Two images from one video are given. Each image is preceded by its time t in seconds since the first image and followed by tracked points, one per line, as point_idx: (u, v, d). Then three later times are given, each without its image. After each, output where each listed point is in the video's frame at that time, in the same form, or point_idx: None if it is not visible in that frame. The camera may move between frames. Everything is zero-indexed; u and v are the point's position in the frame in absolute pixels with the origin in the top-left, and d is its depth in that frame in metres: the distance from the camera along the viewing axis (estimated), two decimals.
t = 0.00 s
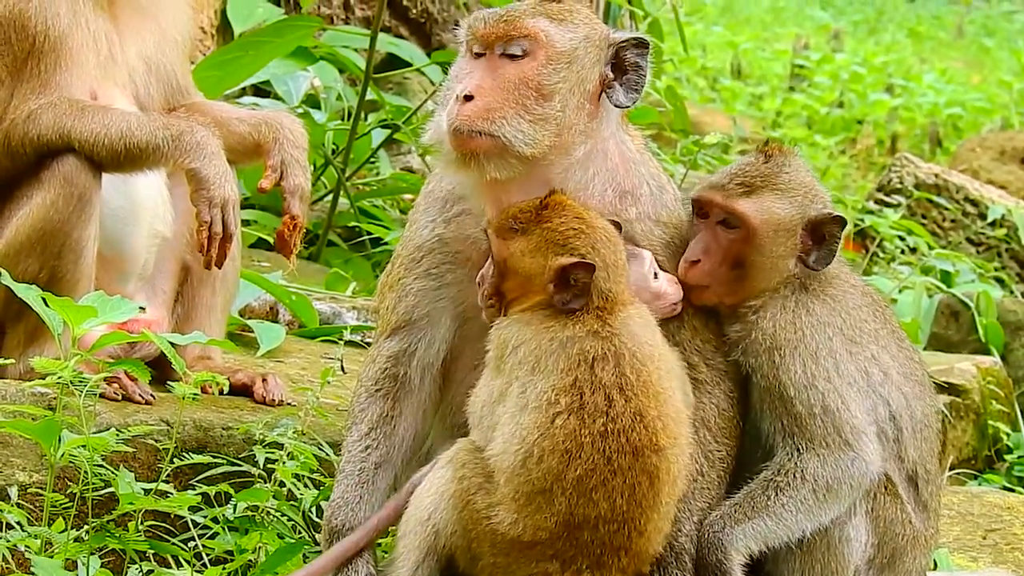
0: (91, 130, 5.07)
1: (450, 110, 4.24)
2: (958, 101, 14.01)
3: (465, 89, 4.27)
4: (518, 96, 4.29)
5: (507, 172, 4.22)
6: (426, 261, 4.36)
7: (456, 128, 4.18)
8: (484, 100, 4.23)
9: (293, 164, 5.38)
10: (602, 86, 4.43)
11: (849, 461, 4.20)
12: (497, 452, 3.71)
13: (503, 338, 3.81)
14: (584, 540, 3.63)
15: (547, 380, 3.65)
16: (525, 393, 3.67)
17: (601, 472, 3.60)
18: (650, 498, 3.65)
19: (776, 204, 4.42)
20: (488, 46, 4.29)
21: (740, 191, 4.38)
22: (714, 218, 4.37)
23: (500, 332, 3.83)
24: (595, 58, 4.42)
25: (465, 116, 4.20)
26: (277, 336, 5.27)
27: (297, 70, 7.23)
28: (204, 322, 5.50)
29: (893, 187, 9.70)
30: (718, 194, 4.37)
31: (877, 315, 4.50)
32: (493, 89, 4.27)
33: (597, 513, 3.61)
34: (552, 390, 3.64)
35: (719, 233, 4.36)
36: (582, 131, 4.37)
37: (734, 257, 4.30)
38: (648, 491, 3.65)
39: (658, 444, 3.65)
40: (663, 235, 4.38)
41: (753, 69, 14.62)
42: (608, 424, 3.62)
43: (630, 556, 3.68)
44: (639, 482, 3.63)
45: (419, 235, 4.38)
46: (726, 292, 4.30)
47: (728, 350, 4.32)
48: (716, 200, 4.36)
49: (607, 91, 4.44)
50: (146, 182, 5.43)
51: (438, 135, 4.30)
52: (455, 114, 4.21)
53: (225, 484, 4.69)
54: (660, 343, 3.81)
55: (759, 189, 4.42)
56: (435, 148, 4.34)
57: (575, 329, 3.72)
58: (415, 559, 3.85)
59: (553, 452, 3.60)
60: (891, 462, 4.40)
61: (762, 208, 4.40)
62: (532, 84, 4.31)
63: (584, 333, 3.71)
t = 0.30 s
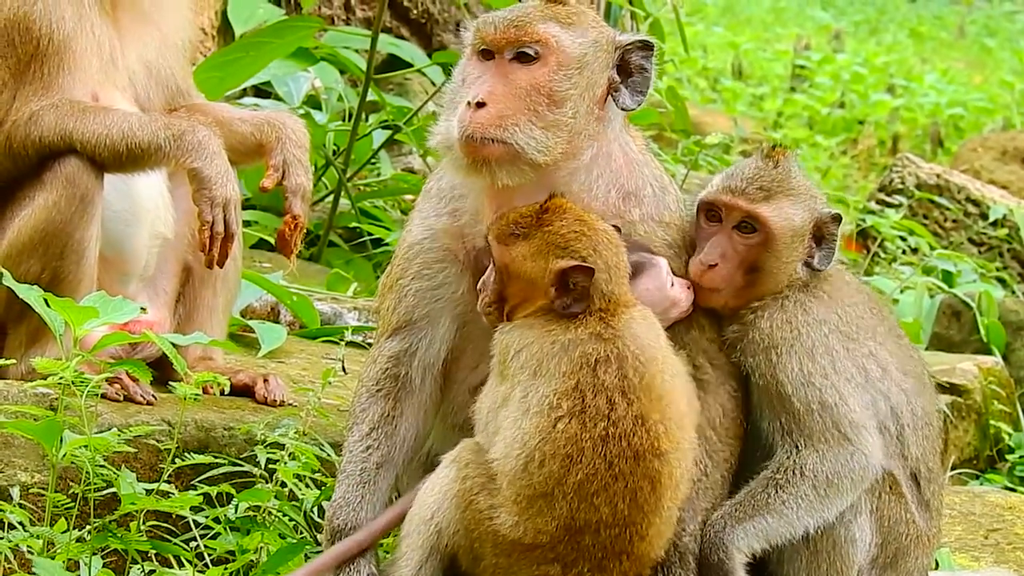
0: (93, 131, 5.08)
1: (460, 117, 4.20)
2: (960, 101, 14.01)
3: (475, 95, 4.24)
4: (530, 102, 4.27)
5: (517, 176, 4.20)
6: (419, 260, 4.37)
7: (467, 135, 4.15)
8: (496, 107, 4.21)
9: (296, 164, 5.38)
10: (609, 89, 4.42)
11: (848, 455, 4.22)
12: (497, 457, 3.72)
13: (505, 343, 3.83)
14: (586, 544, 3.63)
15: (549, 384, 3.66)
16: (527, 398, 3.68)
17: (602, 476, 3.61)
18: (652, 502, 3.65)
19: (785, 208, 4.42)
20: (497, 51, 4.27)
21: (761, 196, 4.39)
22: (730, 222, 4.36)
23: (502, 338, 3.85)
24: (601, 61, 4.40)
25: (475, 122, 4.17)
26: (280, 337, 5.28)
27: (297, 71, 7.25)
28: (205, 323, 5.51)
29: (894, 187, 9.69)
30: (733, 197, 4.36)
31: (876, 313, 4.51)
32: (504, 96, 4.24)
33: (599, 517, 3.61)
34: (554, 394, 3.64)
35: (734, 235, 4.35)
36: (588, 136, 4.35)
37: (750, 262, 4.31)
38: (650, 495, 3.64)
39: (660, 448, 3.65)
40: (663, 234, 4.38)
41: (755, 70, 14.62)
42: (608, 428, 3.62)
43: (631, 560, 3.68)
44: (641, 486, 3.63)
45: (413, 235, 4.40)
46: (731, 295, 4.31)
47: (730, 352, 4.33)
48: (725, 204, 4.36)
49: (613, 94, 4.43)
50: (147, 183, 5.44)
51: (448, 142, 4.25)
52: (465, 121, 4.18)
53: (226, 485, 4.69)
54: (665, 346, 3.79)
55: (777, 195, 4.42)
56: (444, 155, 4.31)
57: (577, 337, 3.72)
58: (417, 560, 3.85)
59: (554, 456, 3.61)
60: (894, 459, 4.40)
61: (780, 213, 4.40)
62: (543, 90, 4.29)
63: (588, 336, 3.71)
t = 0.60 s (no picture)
0: (100, 127, 5.08)
1: (473, 117, 4.16)
2: (966, 96, 13.98)
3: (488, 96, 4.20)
4: (543, 104, 4.25)
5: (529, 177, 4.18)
6: (424, 258, 4.37)
7: (481, 136, 4.10)
8: (509, 108, 4.19)
9: (303, 159, 5.37)
10: (619, 87, 4.44)
11: (855, 451, 4.22)
12: (504, 451, 3.71)
13: (514, 339, 3.82)
14: (593, 541, 3.62)
15: (558, 377, 3.66)
16: (535, 391, 3.67)
17: (610, 472, 3.60)
18: (659, 499, 3.65)
19: (796, 209, 4.42)
20: (509, 50, 4.24)
21: (770, 199, 4.39)
22: (741, 224, 4.36)
23: (512, 334, 3.84)
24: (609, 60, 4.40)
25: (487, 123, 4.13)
26: (286, 333, 5.27)
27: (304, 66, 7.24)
28: (211, 318, 5.51)
29: (901, 182, 9.68)
30: (743, 199, 4.36)
31: (884, 308, 4.52)
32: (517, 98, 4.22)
33: (606, 513, 3.61)
34: (562, 388, 3.64)
35: (744, 238, 4.34)
36: (597, 134, 4.34)
37: (758, 263, 4.32)
38: (657, 492, 3.64)
39: (667, 445, 3.64)
40: (671, 230, 4.37)
41: (760, 65, 14.61)
42: (617, 422, 3.61)
43: (638, 556, 3.68)
44: (647, 483, 3.62)
45: (420, 232, 4.39)
46: (741, 295, 4.32)
47: (738, 346, 4.33)
48: (736, 205, 4.35)
49: (622, 92, 4.44)
50: (151, 180, 5.43)
51: (458, 142, 4.21)
52: (477, 122, 4.14)
53: (233, 481, 4.70)
54: (672, 341, 3.79)
55: (786, 198, 4.42)
56: (454, 153, 4.26)
57: (588, 329, 3.72)
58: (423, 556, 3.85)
59: (561, 450, 3.60)
60: (901, 455, 4.40)
61: (790, 215, 4.40)
62: (556, 91, 4.27)
63: (596, 330, 3.72)
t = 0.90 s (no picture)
0: (109, 123, 5.07)
1: (495, 116, 4.07)
2: (971, 89, 13.96)
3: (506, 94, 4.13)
4: (563, 104, 4.19)
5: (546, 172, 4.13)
6: (423, 249, 4.36)
7: (503, 135, 4.04)
8: (533, 109, 4.12)
9: (318, 150, 5.40)
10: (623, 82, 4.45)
11: (860, 444, 4.21)
12: (508, 445, 3.69)
13: (513, 334, 3.78)
14: (600, 533, 3.64)
15: (558, 373, 3.64)
16: (537, 386, 3.65)
17: (615, 464, 3.60)
18: (665, 489, 3.66)
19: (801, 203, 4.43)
20: (526, 47, 4.19)
21: (773, 193, 4.39)
22: (743, 219, 4.37)
23: (511, 328, 3.80)
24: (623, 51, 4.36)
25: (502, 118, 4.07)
26: (292, 327, 5.26)
27: (309, 60, 7.22)
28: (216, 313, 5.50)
29: (907, 175, 9.68)
30: (744, 192, 4.36)
31: (886, 301, 4.52)
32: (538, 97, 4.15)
33: (612, 505, 3.62)
34: (564, 383, 3.62)
35: (747, 233, 4.35)
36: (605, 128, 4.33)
37: (761, 259, 4.32)
38: (662, 483, 3.65)
39: (672, 436, 3.65)
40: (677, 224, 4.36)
41: (766, 58, 14.60)
42: (620, 415, 3.61)
43: (645, 547, 3.71)
44: (654, 474, 3.64)
45: (419, 222, 4.39)
46: (744, 292, 4.32)
47: (739, 339, 4.33)
48: (739, 200, 4.36)
49: (627, 87, 4.45)
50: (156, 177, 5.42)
51: (476, 139, 4.10)
52: (497, 121, 4.07)
53: (239, 475, 4.67)
54: (671, 334, 3.78)
55: (789, 191, 4.42)
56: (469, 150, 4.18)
57: (587, 327, 3.69)
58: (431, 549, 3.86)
59: (566, 445, 3.60)
60: (905, 447, 4.39)
61: (791, 210, 4.39)
62: (575, 92, 4.22)
63: (597, 324, 3.69)
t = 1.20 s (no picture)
0: (111, 119, 5.08)
1: (517, 106, 4.10)
2: (970, 85, 13.96)
3: (526, 86, 4.14)
4: (581, 97, 4.21)
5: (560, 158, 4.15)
6: (422, 241, 4.36)
7: (523, 126, 4.07)
8: (554, 101, 4.14)
9: (319, 146, 5.39)
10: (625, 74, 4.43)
11: (859, 441, 4.21)
12: (517, 436, 3.67)
13: (520, 322, 3.75)
14: (605, 532, 3.65)
15: (567, 374, 3.63)
16: (544, 386, 3.64)
17: (621, 467, 3.61)
18: (668, 490, 3.67)
19: (809, 196, 4.44)
20: (542, 39, 4.20)
21: (780, 189, 4.39)
22: (750, 214, 4.37)
23: (517, 316, 3.76)
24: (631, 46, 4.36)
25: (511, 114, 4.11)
26: (292, 324, 5.26)
27: (308, 56, 7.22)
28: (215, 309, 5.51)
29: (906, 171, 9.68)
30: (751, 187, 4.37)
31: (885, 296, 4.52)
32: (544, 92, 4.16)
33: (618, 506, 3.63)
34: (572, 386, 3.62)
35: (754, 230, 4.36)
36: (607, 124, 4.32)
37: (767, 255, 4.33)
38: (666, 484, 3.66)
39: (676, 439, 3.65)
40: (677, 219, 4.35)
41: (766, 54, 14.60)
42: (628, 420, 3.61)
43: (646, 544, 3.71)
44: (657, 474, 3.64)
45: (413, 215, 4.40)
46: (751, 288, 4.32)
47: (737, 334, 4.31)
48: (747, 195, 4.37)
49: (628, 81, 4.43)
50: (158, 175, 5.43)
51: (493, 129, 4.14)
52: (517, 112, 4.09)
53: (239, 471, 4.67)
54: (676, 335, 3.78)
55: (796, 187, 4.43)
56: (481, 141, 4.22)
57: (601, 328, 3.67)
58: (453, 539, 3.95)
59: (572, 446, 3.60)
60: (904, 443, 4.39)
61: (798, 207, 4.40)
62: (591, 86, 4.24)
63: (607, 326, 3.68)
